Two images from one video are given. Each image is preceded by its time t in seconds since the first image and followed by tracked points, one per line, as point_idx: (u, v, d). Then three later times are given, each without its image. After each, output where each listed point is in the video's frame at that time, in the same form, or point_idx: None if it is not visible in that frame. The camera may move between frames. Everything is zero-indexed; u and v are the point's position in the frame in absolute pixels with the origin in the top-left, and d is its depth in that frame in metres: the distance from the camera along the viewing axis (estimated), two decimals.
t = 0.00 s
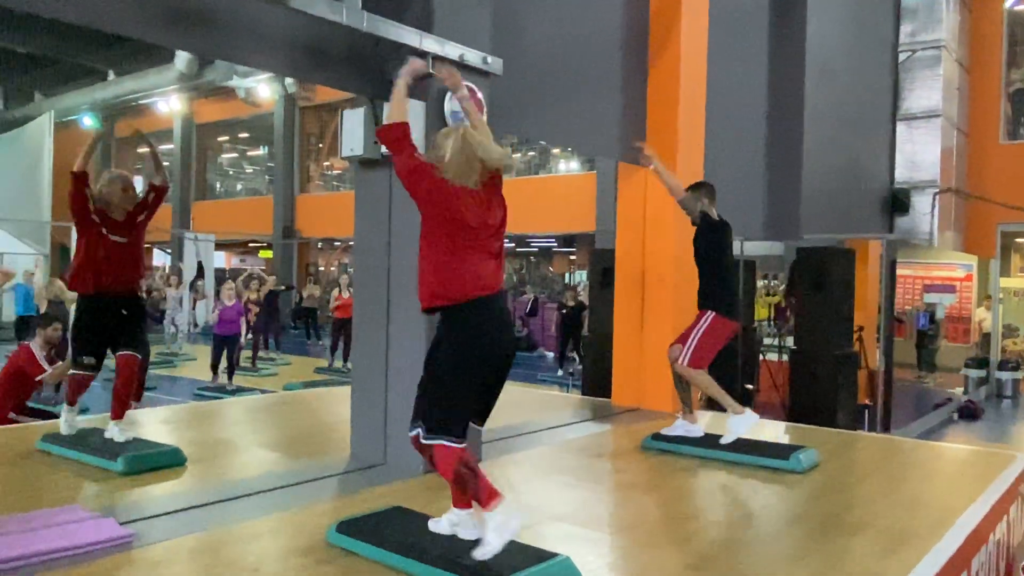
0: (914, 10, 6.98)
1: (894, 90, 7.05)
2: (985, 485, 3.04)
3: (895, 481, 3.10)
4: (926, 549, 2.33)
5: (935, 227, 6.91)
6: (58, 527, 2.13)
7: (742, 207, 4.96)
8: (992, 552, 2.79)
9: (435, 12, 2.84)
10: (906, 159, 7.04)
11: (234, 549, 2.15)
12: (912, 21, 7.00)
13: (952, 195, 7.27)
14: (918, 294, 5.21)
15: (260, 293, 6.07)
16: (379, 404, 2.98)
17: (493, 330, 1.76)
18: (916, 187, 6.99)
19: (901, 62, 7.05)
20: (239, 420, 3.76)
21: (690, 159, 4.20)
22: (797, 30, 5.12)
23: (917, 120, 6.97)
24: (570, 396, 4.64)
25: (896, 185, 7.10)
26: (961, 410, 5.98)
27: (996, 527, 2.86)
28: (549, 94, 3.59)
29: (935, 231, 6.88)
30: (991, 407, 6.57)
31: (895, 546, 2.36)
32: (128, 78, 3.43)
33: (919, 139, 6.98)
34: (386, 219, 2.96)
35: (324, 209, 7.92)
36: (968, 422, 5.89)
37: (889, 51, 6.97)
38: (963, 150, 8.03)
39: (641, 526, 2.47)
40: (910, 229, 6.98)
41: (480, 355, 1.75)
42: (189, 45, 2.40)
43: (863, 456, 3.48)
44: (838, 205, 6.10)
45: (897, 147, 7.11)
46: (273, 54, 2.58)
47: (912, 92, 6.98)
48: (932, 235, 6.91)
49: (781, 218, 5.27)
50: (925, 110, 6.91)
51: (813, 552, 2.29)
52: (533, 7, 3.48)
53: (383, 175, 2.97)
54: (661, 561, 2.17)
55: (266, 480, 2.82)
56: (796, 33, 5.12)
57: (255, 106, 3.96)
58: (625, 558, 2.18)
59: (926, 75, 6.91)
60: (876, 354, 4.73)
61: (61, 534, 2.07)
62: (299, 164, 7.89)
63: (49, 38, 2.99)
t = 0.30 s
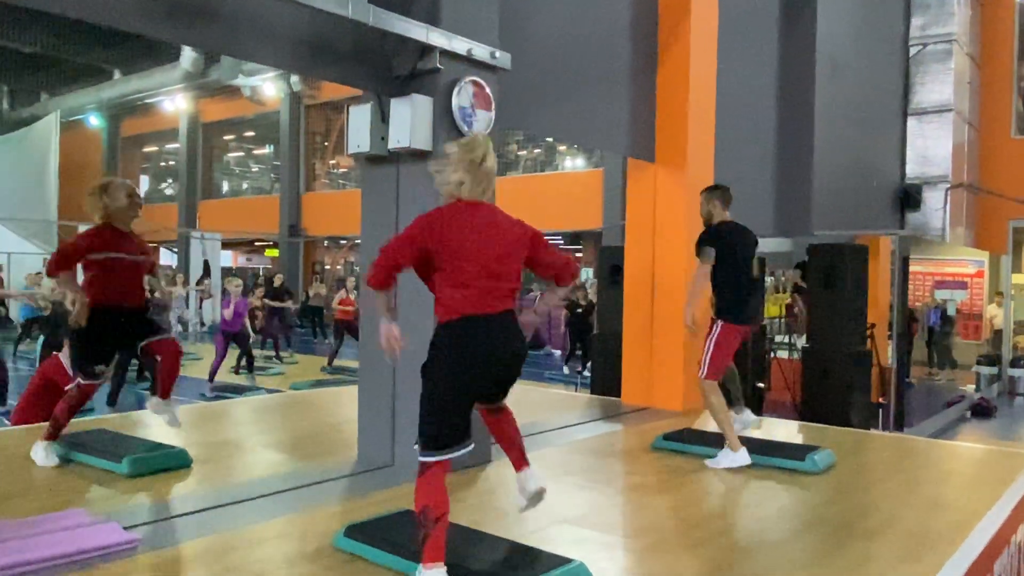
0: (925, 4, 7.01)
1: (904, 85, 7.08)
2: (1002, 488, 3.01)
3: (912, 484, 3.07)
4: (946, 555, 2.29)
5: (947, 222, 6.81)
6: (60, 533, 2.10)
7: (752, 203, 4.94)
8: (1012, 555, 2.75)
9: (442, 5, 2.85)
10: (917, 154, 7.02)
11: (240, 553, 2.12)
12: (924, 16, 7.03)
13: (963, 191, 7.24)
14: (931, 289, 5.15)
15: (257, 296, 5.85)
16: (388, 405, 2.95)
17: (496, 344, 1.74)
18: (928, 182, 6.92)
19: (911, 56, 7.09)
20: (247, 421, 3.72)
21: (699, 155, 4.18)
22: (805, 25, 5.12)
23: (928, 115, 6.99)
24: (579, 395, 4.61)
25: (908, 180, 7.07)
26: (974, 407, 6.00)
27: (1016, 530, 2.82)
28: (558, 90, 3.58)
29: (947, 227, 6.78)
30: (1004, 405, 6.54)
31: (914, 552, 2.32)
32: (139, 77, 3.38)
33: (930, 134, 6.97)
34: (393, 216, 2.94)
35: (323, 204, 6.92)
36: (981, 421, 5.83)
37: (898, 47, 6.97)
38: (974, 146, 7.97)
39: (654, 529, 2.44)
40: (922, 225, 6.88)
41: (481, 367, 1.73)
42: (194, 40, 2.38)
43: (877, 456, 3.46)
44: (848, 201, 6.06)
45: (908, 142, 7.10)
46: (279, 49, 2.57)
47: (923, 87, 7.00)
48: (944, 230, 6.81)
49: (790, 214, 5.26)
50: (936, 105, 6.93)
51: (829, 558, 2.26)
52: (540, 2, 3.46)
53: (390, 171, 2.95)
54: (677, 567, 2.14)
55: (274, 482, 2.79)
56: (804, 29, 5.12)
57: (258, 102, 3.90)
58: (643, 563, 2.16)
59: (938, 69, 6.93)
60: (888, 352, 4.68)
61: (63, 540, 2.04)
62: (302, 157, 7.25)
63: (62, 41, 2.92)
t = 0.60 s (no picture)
0: None
1: (914, 79, 7.02)
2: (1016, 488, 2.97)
3: (925, 483, 3.04)
4: (960, 557, 2.26)
5: (956, 218, 6.82)
6: (59, 534, 2.09)
7: (759, 199, 4.92)
8: None
9: None
10: (926, 149, 6.97)
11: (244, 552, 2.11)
12: (932, 9, 6.92)
13: (972, 186, 7.20)
14: (938, 287, 5.11)
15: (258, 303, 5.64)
16: (393, 404, 2.93)
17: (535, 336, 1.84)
18: (936, 177, 6.92)
19: (920, 50, 6.98)
20: (253, 420, 3.72)
21: (706, 151, 4.16)
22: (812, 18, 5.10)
23: (936, 109, 6.89)
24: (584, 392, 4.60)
25: (916, 175, 7.03)
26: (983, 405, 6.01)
27: None
28: (565, 84, 3.56)
29: (955, 222, 6.80)
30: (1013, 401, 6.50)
31: (928, 553, 2.30)
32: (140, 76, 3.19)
33: (939, 129, 6.91)
34: (397, 212, 2.93)
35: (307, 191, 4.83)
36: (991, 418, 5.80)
37: (906, 41, 6.93)
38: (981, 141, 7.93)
39: (662, 529, 2.42)
40: (929, 221, 6.89)
41: (525, 362, 1.81)
42: (196, 34, 2.35)
43: (887, 454, 3.43)
44: (854, 197, 6.04)
45: (916, 137, 7.04)
46: (281, 41, 2.56)
47: (932, 81, 6.90)
48: (952, 226, 6.83)
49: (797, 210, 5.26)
50: (945, 99, 6.82)
51: (841, 559, 2.23)
52: None
53: (393, 166, 2.95)
54: (690, 568, 2.12)
55: (279, 482, 2.78)
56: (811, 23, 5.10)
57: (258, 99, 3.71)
58: (652, 564, 2.14)
59: (946, 63, 6.83)
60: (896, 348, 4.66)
61: (62, 541, 2.02)
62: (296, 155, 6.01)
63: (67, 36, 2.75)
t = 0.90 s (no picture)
0: None
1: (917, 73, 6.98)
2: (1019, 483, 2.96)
3: (927, 479, 3.03)
4: (959, 553, 2.26)
5: (960, 213, 6.83)
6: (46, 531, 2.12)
7: (762, 193, 4.90)
8: None
9: None
10: (929, 144, 6.94)
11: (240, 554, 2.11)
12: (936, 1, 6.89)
13: (976, 181, 7.19)
14: (942, 281, 5.15)
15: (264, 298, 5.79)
16: (390, 401, 2.93)
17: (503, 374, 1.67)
18: (939, 172, 6.92)
19: (923, 43, 6.97)
20: (252, 416, 3.73)
21: (707, 145, 4.14)
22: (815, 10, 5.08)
23: (940, 104, 6.86)
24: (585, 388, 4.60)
25: (919, 170, 7.01)
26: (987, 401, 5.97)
27: None
28: (564, 78, 3.55)
29: (959, 217, 6.80)
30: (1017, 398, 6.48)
31: (930, 550, 2.29)
32: (140, 71, 3.03)
33: (942, 125, 6.86)
34: (393, 207, 2.94)
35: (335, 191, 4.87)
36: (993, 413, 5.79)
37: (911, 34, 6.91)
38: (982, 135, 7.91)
39: (660, 525, 2.43)
40: (934, 216, 6.91)
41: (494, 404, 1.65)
42: (189, 25, 2.35)
43: (888, 449, 3.43)
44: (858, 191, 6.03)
45: (919, 130, 6.99)
46: (275, 32, 2.56)
47: (936, 75, 6.88)
48: (956, 221, 6.82)
49: (800, 204, 5.24)
50: (947, 94, 6.81)
51: (840, 555, 2.23)
52: None
53: (389, 160, 2.95)
54: (689, 565, 2.12)
55: (277, 479, 2.79)
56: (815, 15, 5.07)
57: (263, 98, 3.36)
58: (649, 561, 2.14)
59: (950, 57, 6.83)
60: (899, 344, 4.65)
61: (51, 539, 2.05)
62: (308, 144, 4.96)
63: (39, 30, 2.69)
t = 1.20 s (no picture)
0: None
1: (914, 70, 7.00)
2: (1016, 480, 2.96)
3: (922, 474, 3.05)
4: (952, 549, 2.25)
5: (958, 209, 6.75)
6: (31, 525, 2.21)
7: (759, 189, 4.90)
8: None
9: None
10: (927, 140, 6.94)
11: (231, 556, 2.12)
12: None
13: (975, 176, 7.10)
14: (942, 278, 5.12)
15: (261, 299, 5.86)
16: (382, 397, 2.95)
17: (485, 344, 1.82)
18: (937, 168, 6.87)
19: (921, 40, 6.99)
20: (251, 412, 3.77)
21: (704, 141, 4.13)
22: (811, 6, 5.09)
23: (939, 99, 6.88)
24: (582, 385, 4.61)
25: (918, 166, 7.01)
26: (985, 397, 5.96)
27: None
28: (557, 71, 3.53)
29: (957, 213, 6.74)
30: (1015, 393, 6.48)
31: (923, 544, 2.30)
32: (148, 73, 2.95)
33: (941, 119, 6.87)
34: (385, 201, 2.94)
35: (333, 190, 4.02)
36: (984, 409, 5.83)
37: (908, 30, 6.92)
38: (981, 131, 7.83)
39: (650, 521, 2.44)
40: (931, 212, 6.86)
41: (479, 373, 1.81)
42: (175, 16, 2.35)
43: (884, 444, 3.42)
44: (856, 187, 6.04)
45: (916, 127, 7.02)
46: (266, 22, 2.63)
47: (934, 71, 6.90)
48: (954, 216, 6.76)
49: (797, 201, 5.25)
50: (945, 89, 6.84)
51: (830, 552, 2.23)
52: None
53: (380, 154, 2.95)
54: (678, 561, 2.13)
55: (273, 473, 2.82)
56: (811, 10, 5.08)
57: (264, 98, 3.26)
58: (639, 556, 2.15)
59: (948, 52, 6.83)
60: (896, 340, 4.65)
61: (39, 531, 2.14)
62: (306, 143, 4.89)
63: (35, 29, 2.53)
